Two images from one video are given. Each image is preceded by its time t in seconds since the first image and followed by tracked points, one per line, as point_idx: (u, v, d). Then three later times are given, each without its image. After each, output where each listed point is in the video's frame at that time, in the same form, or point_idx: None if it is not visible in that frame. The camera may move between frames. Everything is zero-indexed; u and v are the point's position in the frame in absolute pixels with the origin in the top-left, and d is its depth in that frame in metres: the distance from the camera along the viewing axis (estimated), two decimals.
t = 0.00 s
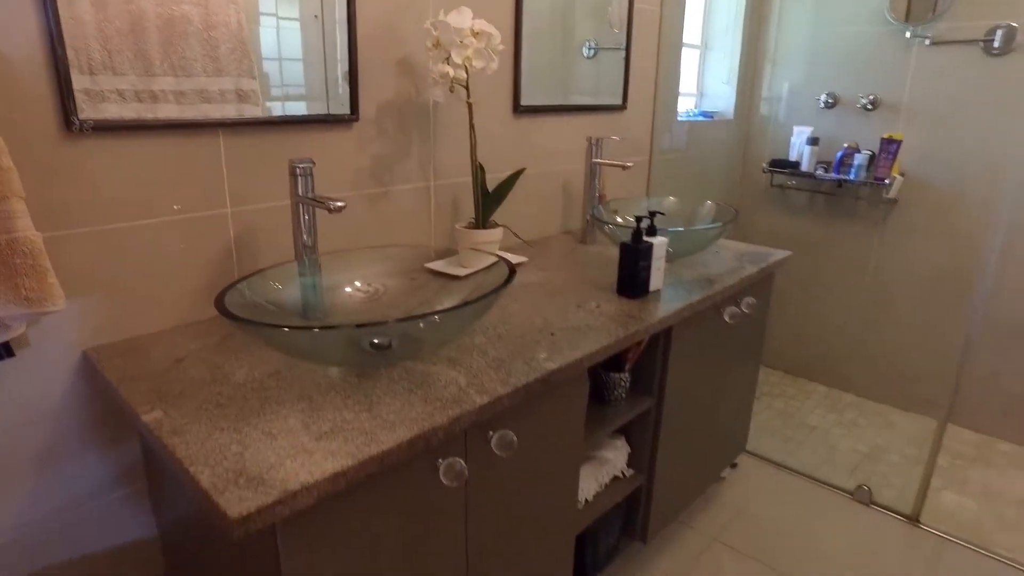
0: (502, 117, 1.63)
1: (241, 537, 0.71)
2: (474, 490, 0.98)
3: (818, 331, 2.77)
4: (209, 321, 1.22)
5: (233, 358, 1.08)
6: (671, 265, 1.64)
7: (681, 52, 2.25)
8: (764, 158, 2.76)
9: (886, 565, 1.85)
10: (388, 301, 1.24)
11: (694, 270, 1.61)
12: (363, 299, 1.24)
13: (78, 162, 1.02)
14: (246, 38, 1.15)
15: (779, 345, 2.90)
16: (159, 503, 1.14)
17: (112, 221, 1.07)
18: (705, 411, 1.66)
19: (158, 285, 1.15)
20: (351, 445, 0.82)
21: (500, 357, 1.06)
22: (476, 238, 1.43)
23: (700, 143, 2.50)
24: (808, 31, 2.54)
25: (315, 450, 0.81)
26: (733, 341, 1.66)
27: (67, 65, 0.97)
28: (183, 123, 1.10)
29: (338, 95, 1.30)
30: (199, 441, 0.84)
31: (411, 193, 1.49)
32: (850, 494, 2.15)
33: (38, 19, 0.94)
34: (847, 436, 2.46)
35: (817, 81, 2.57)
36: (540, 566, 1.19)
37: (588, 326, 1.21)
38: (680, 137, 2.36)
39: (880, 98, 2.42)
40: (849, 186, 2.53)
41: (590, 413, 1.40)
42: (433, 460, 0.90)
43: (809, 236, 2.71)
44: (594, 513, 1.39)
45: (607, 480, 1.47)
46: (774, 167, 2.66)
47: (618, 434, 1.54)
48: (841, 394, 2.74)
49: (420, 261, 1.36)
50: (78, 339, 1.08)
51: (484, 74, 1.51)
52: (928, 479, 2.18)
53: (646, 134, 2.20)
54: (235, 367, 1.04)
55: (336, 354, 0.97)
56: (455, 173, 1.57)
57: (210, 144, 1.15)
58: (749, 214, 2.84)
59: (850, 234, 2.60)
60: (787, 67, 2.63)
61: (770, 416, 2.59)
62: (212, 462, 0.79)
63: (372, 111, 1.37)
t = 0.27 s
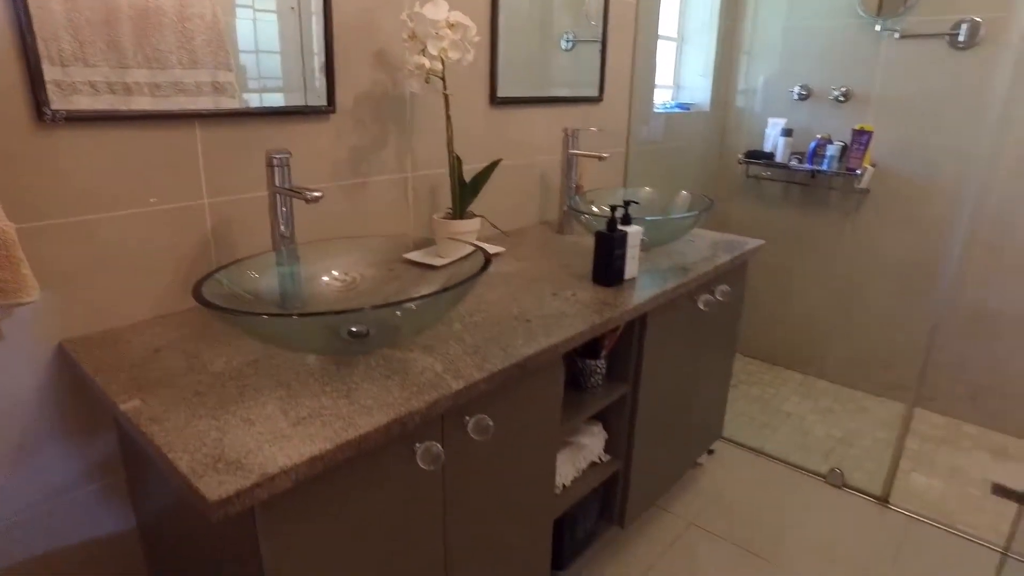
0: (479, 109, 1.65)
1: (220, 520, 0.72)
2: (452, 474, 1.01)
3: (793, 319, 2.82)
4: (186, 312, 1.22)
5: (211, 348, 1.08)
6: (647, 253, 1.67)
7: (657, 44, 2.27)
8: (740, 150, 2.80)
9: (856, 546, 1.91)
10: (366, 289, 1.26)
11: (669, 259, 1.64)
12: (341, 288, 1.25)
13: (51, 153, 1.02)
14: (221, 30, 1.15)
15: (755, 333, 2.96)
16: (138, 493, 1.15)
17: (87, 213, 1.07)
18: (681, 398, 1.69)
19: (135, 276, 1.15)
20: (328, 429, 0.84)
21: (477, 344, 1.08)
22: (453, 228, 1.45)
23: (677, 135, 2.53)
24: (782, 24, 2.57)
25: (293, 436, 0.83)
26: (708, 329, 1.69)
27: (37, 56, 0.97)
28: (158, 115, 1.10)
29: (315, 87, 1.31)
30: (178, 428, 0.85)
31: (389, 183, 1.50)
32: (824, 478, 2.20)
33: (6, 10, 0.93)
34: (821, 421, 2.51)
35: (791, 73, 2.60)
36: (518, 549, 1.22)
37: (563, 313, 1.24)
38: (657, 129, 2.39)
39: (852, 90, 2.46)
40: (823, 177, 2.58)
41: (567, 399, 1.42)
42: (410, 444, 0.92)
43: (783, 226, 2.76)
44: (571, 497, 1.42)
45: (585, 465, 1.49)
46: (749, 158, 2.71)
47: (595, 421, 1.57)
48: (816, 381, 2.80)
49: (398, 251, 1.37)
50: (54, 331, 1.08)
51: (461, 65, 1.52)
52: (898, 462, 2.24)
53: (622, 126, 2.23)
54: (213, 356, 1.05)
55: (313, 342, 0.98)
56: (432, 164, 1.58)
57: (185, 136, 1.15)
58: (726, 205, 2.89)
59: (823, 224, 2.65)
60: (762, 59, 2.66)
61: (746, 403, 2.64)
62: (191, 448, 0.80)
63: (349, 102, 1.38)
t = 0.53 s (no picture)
0: (454, 103, 1.66)
1: (195, 508, 0.73)
2: (427, 462, 1.02)
3: (767, 309, 2.87)
4: (161, 307, 1.22)
5: (186, 341, 1.09)
6: (621, 245, 1.69)
7: (631, 38, 2.29)
8: (715, 142, 2.83)
9: (827, 529, 1.95)
10: (340, 282, 1.27)
11: (643, 250, 1.66)
12: (315, 280, 1.26)
13: (19, 146, 1.01)
14: (194, 24, 1.15)
15: (731, 324, 3.00)
16: (113, 488, 1.15)
17: (57, 207, 1.07)
18: (657, 387, 1.72)
19: (108, 271, 1.15)
20: (303, 418, 0.85)
21: (451, 334, 1.10)
22: (429, 221, 1.46)
23: (652, 128, 2.56)
24: (754, 18, 2.61)
25: (267, 426, 0.83)
26: (682, 319, 1.72)
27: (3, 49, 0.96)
28: (129, 108, 1.10)
29: (290, 82, 1.31)
30: (153, 420, 0.85)
31: (364, 177, 1.50)
32: (797, 464, 2.25)
33: None
34: (794, 409, 2.57)
35: (764, 67, 2.64)
36: (495, 537, 1.24)
37: (537, 303, 1.26)
38: (632, 122, 2.41)
39: (824, 83, 2.50)
40: (795, 169, 2.62)
41: (542, 389, 1.44)
42: (385, 433, 0.93)
43: (757, 218, 2.80)
44: (548, 486, 1.44)
45: (562, 454, 1.52)
46: (724, 151, 2.74)
47: (571, 410, 1.59)
48: (790, 369, 2.85)
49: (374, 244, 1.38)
50: (27, 326, 1.08)
51: (434, 58, 1.53)
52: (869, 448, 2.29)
53: (598, 119, 2.24)
54: (188, 350, 1.05)
55: (289, 333, 0.99)
56: (407, 157, 1.59)
57: (157, 129, 1.15)
58: (701, 197, 2.92)
59: (796, 215, 2.70)
60: (737, 53, 2.69)
61: (722, 393, 2.68)
62: (165, 440, 0.81)
63: (323, 95, 1.38)
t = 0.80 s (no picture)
0: (421, 96, 1.67)
1: (162, 499, 0.74)
2: (395, 450, 1.04)
3: (735, 298, 2.93)
4: (126, 302, 1.22)
5: (152, 336, 1.09)
6: (588, 236, 1.72)
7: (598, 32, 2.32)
8: (682, 135, 2.87)
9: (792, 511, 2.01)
10: (307, 275, 1.27)
11: (610, 241, 1.69)
12: (281, 274, 1.27)
13: None
14: (157, 17, 1.14)
15: (700, 314, 3.05)
16: (78, 486, 1.15)
17: (16, 202, 1.05)
18: (625, 376, 1.75)
19: (70, 267, 1.14)
20: (270, 408, 0.86)
21: (417, 325, 1.11)
22: (397, 214, 1.47)
23: (621, 121, 2.60)
24: (719, 12, 2.65)
25: (234, 416, 0.84)
26: (648, 309, 1.75)
27: None
28: (90, 101, 1.09)
29: (256, 75, 1.31)
30: (118, 413, 0.85)
31: (332, 171, 1.51)
32: (764, 450, 2.31)
33: None
34: (761, 396, 2.63)
35: (729, 61, 2.69)
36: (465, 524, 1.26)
37: (504, 294, 1.28)
38: (600, 115, 2.44)
39: (787, 77, 2.56)
40: (760, 161, 2.68)
41: (510, 380, 1.47)
42: (353, 422, 0.95)
43: (724, 209, 2.85)
44: (518, 475, 1.47)
45: (531, 444, 1.54)
46: (691, 144, 2.79)
47: (540, 400, 1.62)
48: (757, 358, 2.92)
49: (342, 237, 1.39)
50: None
51: (400, 52, 1.53)
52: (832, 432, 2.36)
53: (566, 113, 2.27)
54: (154, 344, 1.05)
55: (255, 325, 1.00)
56: (375, 151, 1.59)
57: (120, 123, 1.14)
58: (669, 189, 2.97)
59: (761, 206, 2.75)
60: (703, 47, 2.73)
61: (692, 381, 2.74)
62: (131, 432, 0.81)
63: (289, 89, 1.38)
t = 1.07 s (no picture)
0: (388, 92, 1.67)
1: (128, 494, 0.74)
2: (364, 443, 1.05)
3: (703, 290, 2.99)
4: (89, 301, 1.21)
5: (115, 334, 1.08)
6: (556, 230, 1.74)
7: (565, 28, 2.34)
8: (650, 129, 2.91)
9: (759, 497, 2.07)
10: (273, 271, 1.28)
11: (577, 234, 1.72)
12: (248, 270, 1.27)
13: None
14: (119, 12, 1.13)
15: (669, 306, 3.10)
16: (42, 488, 1.14)
17: None
18: (594, 368, 1.78)
19: (30, 266, 1.13)
20: (238, 403, 0.87)
21: (385, 319, 1.13)
22: (365, 210, 1.48)
23: (590, 116, 2.63)
24: (685, 8, 2.69)
25: (201, 412, 0.85)
26: (616, 301, 1.78)
27: None
28: (49, 98, 1.07)
29: (220, 71, 1.31)
30: (82, 411, 0.85)
31: (299, 167, 1.51)
32: (732, 438, 2.36)
33: None
34: (729, 386, 2.69)
35: (695, 56, 2.73)
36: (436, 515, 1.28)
37: (471, 287, 1.29)
38: (568, 111, 2.46)
39: (751, 72, 2.61)
40: (726, 155, 2.73)
41: (480, 373, 1.49)
42: (321, 415, 0.96)
43: (692, 203, 2.90)
44: (489, 466, 1.49)
45: (502, 436, 1.57)
46: (658, 138, 2.83)
47: (510, 393, 1.64)
48: (726, 348, 2.98)
49: (309, 234, 1.39)
50: None
51: (365, 48, 1.54)
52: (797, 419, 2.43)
53: (534, 108, 2.29)
54: (118, 343, 1.05)
55: (221, 321, 1.00)
56: (342, 147, 1.60)
57: (81, 120, 1.13)
58: (638, 183, 3.00)
59: (727, 199, 2.81)
60: (670, 42, 2.77)
61: (662, 372, 2.78)
62: (95, 430, 0.81)
63: (254, 85, 1.38)
